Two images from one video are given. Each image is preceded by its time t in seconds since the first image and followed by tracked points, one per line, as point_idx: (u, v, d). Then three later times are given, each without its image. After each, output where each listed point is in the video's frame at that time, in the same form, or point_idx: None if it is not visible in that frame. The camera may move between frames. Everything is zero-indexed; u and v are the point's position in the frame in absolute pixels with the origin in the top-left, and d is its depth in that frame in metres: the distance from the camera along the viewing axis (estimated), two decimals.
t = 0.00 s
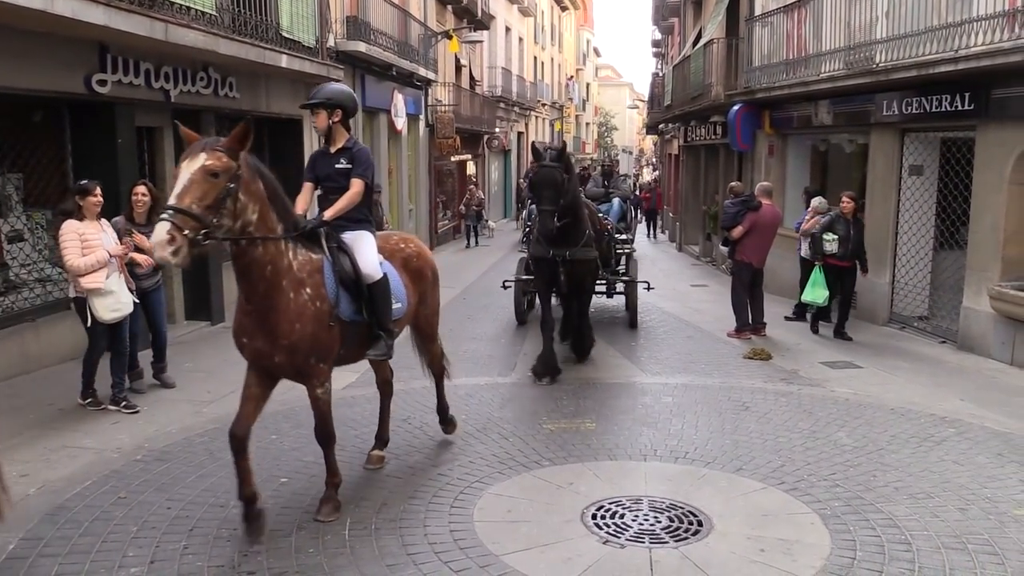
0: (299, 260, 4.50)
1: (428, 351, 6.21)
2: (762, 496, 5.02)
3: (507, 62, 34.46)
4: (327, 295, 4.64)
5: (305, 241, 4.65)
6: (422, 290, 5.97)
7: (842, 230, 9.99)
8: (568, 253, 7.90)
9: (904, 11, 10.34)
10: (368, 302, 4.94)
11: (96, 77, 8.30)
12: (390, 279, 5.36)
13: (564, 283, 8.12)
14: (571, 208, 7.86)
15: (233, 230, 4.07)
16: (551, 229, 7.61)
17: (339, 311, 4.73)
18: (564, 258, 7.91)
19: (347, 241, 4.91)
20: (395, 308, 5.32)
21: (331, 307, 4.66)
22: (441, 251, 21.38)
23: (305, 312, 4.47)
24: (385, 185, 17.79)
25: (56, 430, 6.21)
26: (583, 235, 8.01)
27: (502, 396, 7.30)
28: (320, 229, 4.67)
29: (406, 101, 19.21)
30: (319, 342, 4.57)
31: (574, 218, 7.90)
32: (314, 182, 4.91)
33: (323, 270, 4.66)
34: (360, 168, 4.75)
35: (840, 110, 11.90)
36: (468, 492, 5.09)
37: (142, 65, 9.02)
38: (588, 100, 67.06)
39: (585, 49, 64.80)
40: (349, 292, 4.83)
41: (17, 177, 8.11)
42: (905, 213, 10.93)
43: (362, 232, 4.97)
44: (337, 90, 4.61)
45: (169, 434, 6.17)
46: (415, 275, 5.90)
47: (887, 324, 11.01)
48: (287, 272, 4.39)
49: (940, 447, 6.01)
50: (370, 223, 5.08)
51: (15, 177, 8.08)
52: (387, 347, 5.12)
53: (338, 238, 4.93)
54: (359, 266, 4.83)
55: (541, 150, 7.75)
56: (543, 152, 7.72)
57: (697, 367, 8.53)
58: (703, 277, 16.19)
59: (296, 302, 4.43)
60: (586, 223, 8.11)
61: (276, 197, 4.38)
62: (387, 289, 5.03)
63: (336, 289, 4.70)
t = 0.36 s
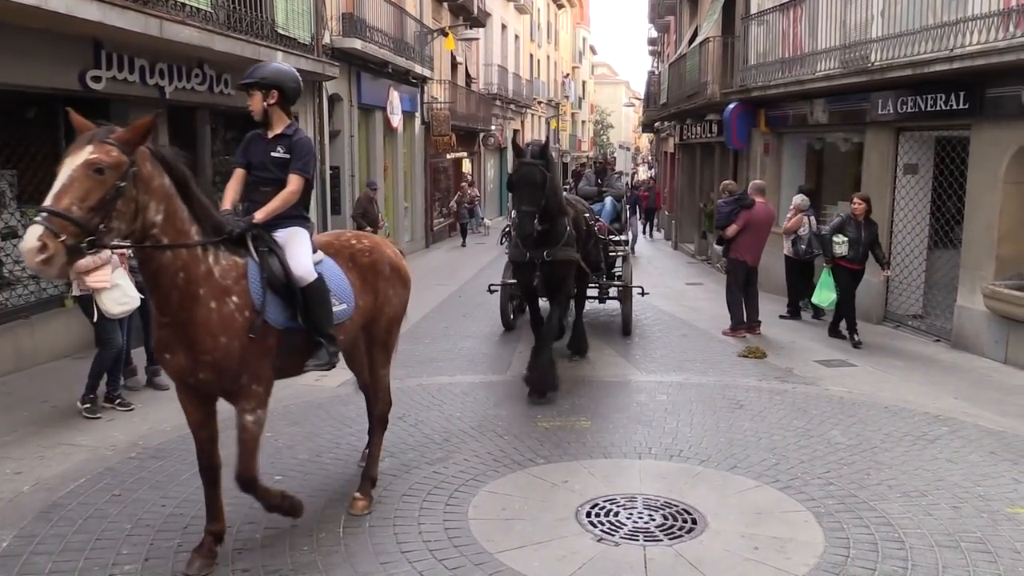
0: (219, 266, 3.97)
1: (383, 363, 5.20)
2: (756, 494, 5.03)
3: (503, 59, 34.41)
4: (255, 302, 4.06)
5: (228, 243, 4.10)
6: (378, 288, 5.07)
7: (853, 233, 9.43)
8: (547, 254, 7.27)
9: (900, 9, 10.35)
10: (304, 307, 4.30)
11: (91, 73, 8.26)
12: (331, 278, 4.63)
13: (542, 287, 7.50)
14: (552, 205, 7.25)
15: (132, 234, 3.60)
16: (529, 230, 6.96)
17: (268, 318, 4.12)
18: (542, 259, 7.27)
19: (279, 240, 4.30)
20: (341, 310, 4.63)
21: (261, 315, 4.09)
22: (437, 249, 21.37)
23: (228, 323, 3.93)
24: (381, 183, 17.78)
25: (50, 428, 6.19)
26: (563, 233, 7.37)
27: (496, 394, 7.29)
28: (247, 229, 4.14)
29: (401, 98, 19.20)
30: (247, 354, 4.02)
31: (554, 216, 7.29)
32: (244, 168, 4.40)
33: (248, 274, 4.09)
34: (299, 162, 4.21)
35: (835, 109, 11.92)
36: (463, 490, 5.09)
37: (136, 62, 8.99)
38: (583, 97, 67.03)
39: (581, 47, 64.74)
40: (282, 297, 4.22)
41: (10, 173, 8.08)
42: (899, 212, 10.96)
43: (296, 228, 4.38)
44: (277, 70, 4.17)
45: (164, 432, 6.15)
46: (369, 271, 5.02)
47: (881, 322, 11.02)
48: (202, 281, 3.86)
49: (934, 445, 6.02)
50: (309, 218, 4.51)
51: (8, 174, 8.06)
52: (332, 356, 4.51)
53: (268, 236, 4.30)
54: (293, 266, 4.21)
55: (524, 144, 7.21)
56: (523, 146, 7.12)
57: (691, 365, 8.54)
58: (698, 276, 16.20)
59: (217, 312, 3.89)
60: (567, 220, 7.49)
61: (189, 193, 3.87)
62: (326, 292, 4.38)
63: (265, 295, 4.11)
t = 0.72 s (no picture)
0: (122, 275, 3.52)
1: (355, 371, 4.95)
2: (754, 494, 5.03)
3: (501, 59, 34.44)
4: (165, 318, 3.60)
5: (140, 250, 3.65)
6: (338, 292, 4.74)
7: (864, 232, 9.31)
8: (524, 259, 6.79)
9: (898, 10, 10.36)
10: (232, 322, 3.81)
11: (88, 72, 8.25)
12: (272, 289, 4.20)
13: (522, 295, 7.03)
14: (521, 226, 6.73)
15: (22, 240, 3.22)
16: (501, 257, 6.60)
17: (182, 336, 3.66)
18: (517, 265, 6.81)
19: (208, 245, 3.82)
20: (284, 323, 4.21)
21: (168, 333, 3.60)
22: (435, 248, 21.38)
23: (118, 338, 3.43)
24: (379, 182, 17.79)
25: (48, 427, 6.19)
26: (539, 238, 6.84)
27: (495, 393, 7.30)
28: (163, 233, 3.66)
29: (400, 97, 19.20)
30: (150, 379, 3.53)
31: (527, 221, 6.77)
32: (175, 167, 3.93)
33: (162, 285, 3.65)
34: (217, 153, 3.69)
35: (833, 109, 11.92)
36: (461, 490, 5.09)
37: (134, 61, 8.98)
38: (582, 97, 67.04)
39: (580, 47, 64.77)
40: (201, 312, 3.74)
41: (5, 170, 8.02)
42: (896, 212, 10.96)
43: (230, 231, 3.87)
44: (190, 62, 3.68)
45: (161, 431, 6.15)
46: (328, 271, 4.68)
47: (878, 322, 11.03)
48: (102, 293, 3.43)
49: (930, 445, 6.03)
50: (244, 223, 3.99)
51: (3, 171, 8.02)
52: (265, 382, 3.91)
53: (201, 241, 3.84)
54: (213, 277, 3.71)
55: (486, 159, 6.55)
56: (485, 166, 6.50)
57: (689, 365, 8.55)
58: (696, 275, 16.22)
59: (106, 326, 3.42)
60: (544, 224, 6.94)
61: (96, 193, 3.43)
62: (261, 308, 3.88)
63: (178, 310, 3.63)
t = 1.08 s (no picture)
0: (2, 295, 3.19)
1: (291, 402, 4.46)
2: (754, 495, 5.03)
3: (501, 60, 34.47)
4: (60, 342, 3.25)
5: (28, 265, 3.29)
6: (269, 319, 4.26)
7: (880, 236, 9.08)
8: (485, 267, 6.18)
9: (897, 11, 10.37)
10: (142, 348, 3.45)
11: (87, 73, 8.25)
12: (193, 309, 3.79)
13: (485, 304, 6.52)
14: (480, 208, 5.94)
15: None
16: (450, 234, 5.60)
17: (81, 363, 3.29)
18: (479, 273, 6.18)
19: (121, 259, 3.43)
20: (203, 350, 3.75)
21: (67, 359, 3.26)
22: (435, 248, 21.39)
23: (8, 369, 3.12)
24: (378, 183, 17.79)
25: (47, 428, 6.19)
26: (506, 244, 6.22)
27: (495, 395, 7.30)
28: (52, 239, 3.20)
29: (399, 98, 19.21)
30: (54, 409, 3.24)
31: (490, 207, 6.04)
32: (83, 171, 3.42)
33: (57, 305, 3.29)
34: (119, 152, 3.23)
35: (832, 110, 11.93)
36: (460, 491, 5.08)
37: (133, 61, 8.98)
38: (581, 97, 67.08)
39: (579, 48, 64.81)
40: (104, 335, 3.36)
41: (6, 172, 8.03)
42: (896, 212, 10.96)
43: (145, 244, 3.47)
44: (88, 51, 3.21)
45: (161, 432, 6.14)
46: (260, 297, 4.22)
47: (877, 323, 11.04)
48: None
49: (930, 446, 6.03)
50: (161, 237, 3.55)
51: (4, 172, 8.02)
52: (178, 416, 3.54)
53: (112, 252, 3.45)
54: (118, 296, 3.34)
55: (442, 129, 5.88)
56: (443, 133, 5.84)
57: (689, 365, 8.56)
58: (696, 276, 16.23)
59: None
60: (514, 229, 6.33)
61: None
62: (177, 329, 3.50)
63: (73, 332, 3.27)
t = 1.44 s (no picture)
0: None
1: (184, 435, 3.76)
2: (754, 497, 5.03)
3: (502, 60, 34.48)
4: None
5: None
6: (169, 328, 3.68)
7: (897, 237, 8.82)
8: (451, 275, 5.62)
9: (898, 12, 10.36)
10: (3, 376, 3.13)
11: (89, 73, 8.25)
12: (72, 321, 3.36)
13: (450, 319, 5.81)
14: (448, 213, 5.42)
15: None
16: (412, 249, 5.15)
17: None
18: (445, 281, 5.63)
19: None
20: (84, 366, 3.35)
21: None
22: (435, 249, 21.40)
23: None
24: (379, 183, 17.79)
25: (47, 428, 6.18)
26: (474, 248, 5.68)
27: (495, 396, 7.29)
28: None
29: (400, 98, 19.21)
30: None
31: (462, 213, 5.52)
32: None
33: None
34: None
35: (834, 112, 11.92)
36: (460, 492, 5.07)
37: (135, 61, 8.98)
38: (582, 98, 67.08)
39: (581, 48, 64.82)
40: None
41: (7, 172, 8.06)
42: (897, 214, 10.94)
43: (8, 252, 3.09)
44: None
45: (161, 432, 6.14)
46: (159, 301, 3.66)
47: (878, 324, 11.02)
48: None
49: (930, 448, 6.03)
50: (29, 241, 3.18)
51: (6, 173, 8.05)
52: (52, 446, 3.24)
53: None
54: None
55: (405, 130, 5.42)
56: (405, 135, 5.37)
57: (689, 367, 8.56)
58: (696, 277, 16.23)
59: None
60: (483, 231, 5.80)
61: None
62: (42, 352, 3.15)
63: None
